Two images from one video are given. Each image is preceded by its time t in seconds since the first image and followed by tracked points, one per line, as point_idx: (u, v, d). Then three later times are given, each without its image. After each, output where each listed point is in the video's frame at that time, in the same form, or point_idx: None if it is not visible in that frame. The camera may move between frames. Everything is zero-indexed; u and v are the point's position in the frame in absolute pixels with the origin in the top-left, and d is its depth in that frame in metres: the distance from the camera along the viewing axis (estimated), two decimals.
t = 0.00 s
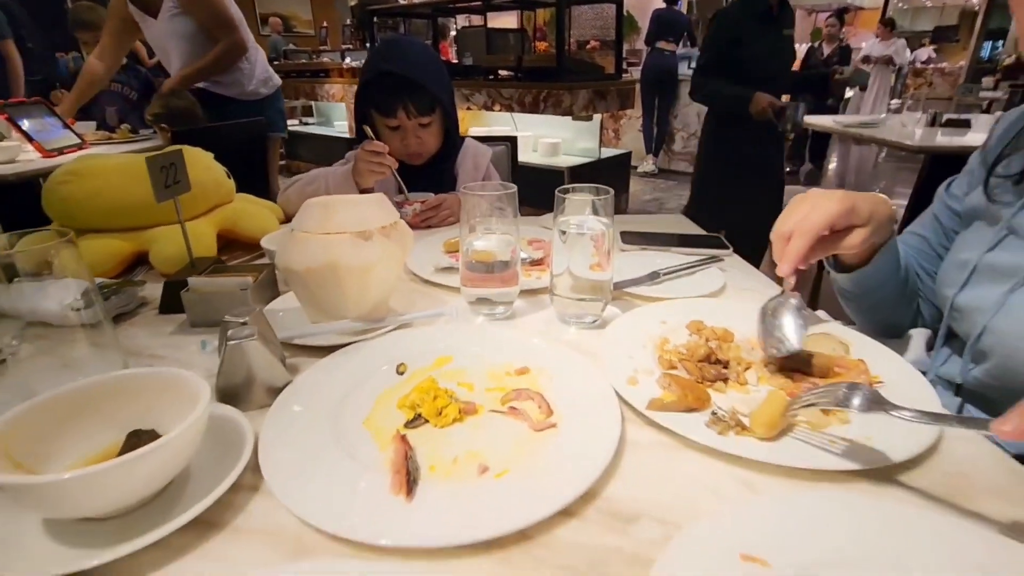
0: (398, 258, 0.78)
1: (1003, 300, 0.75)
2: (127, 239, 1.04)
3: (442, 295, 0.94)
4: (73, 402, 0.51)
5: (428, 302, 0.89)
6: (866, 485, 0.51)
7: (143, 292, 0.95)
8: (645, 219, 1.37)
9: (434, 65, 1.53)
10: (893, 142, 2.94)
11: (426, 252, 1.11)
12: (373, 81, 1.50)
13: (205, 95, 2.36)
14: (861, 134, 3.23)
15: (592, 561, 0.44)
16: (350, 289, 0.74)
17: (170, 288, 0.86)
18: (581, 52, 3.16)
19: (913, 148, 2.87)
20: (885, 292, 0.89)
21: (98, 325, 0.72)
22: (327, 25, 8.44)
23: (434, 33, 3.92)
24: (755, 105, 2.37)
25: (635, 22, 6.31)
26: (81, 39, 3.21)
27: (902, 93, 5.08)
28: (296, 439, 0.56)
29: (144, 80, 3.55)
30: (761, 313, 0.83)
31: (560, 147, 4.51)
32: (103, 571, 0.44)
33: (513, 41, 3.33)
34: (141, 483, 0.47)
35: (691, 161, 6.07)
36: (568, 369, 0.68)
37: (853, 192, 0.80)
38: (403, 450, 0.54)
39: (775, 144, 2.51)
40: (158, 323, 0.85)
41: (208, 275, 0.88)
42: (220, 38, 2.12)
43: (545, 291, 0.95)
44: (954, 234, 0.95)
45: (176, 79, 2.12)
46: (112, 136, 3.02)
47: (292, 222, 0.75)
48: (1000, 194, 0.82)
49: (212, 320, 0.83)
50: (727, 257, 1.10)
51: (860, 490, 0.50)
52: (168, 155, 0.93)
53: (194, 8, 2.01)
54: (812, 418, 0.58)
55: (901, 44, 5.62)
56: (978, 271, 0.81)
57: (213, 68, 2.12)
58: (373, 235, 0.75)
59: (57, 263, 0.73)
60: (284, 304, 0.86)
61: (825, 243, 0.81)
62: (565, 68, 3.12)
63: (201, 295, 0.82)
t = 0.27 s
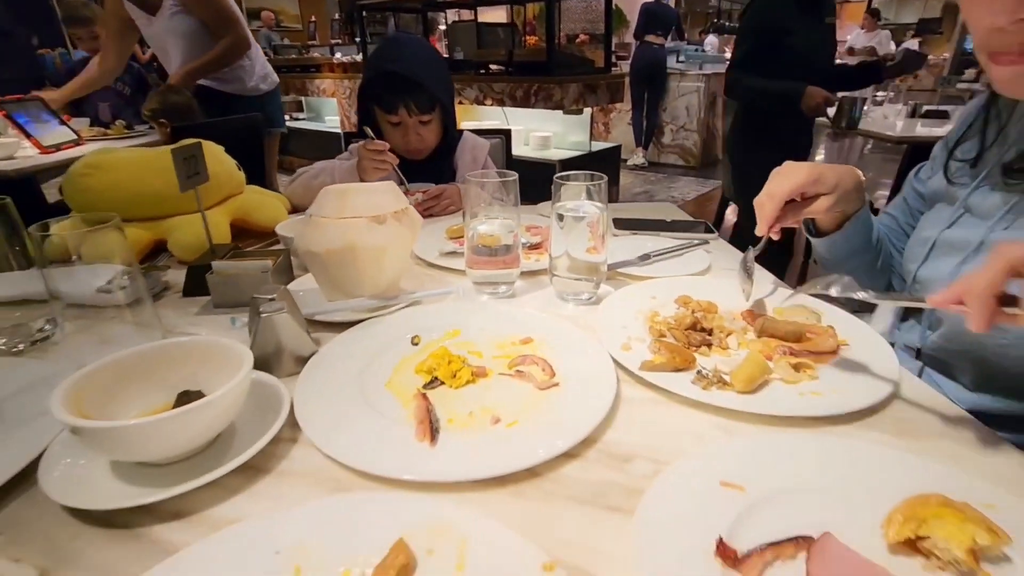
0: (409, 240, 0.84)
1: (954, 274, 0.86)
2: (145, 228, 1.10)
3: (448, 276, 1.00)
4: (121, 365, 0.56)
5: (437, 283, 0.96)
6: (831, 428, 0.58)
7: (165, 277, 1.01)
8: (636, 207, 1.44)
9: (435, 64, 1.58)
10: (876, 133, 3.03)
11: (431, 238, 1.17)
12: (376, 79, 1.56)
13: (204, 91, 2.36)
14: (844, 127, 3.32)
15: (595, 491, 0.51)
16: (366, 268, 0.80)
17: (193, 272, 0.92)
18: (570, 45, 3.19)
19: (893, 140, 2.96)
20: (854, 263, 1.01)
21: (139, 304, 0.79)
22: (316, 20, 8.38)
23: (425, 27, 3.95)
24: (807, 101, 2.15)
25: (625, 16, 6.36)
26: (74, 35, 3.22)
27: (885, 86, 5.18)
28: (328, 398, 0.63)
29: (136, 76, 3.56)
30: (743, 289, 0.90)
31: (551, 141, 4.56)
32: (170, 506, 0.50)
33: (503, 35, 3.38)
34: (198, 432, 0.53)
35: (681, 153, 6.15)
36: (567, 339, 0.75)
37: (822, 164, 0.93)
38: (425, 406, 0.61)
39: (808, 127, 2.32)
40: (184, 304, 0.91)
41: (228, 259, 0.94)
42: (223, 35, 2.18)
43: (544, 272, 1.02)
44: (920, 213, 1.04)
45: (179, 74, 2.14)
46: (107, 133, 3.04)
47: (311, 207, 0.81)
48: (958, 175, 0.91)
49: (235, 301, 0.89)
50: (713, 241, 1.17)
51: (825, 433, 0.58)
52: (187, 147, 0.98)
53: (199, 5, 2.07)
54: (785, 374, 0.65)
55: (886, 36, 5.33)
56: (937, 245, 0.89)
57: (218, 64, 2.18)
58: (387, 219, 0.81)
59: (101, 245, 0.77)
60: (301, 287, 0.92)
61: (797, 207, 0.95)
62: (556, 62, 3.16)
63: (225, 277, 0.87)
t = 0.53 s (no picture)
0: (414, 218, 0.89)
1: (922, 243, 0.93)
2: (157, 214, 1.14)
3: (451, 255, 1.05)
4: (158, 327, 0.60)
5: (441, 260, 1.01)
6: (805, 377, 0.65)
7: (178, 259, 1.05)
8: (627, 191, 1.49)
9: (435, 59, 1.63)
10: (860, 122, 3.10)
11: (432, 222, 1.22)
12: (379, 72, 1.61)
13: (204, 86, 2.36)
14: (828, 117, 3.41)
15: (593, 433, 0.57)
16: (375, 245, 0.86)
17: (208, 252, 0.97)
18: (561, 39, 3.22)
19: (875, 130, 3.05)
20: (835, 239, 1.07)
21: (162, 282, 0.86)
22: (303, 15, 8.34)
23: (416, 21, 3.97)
24: (878, 95, 2.20)
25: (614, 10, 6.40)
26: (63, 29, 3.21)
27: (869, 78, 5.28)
28: (344, 360, 0.68)
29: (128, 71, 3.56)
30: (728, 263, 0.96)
31: (542, 133, 4.60)
32: (210, 450, 0.55)
33: (493, 29, 3.41)
34: (228, 387, 0.58)
35: (671, 146, 6.21)
36: (566, 308, 0.81)
37: (805, 146, 1.01)
38: (436, 363, 0.66)
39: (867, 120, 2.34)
40: (200, 282, 0.95)
41: (241, 238, 0.98)
42: (222, 31, 2.20)
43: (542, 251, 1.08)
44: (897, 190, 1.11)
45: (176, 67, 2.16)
46: (101, 127, 3.04)
47: (321, 188, 0.86)
48: (926, 153, 0.99)
49: (249, 278, 0.94)
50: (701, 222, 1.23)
51: (801, 381, 0.64)
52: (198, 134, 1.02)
53: None
54: (766, 333, 0.71)
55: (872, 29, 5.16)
56: (906, 217, 0.95)
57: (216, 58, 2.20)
58: (394, 199, 0.86)
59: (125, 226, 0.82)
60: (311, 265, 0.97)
61: (785, 188, 1.02)
62: (547, 55, 3.21)
63: (240, 256, 0.92)
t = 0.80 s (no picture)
0: (419, 199, 0.93)
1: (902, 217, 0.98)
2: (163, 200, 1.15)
3: (453, 237, 1.09)
4: (183, 299, 0.64)
5: (444, 241, 1.05)
6: (792, 340, 0.69)
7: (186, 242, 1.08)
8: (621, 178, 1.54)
9: (437, 55, 1.68)
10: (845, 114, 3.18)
11: (432, 206, 1.26)
12: (381, 65, 1.65)
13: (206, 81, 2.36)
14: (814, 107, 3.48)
15: (596, 390, 0.61)
16: (381, 225, 0.89)
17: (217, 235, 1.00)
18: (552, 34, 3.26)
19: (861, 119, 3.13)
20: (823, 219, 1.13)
21: (178, 262, 0.89)
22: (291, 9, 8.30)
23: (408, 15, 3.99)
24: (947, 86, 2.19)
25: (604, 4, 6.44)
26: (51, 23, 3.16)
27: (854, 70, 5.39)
28: (359, 328, 0.72)
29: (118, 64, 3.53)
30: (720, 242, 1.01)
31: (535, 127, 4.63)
32: (237, 408, 0.59)
33: (484, 24, 3.38)
34: (251, 352, 0.61)
35: (661, 140, 6.26)
36: (566, 281, 0.85)
37: (797, 130, 1.05)
38: (446, 331, 0.70)
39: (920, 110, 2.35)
40: (210, 264, 0.98)
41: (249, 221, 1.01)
42: (224, 24, 2.23)
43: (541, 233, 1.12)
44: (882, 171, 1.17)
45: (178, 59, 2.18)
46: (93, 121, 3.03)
47: (328, 170, 0.89)
48: (905, 135, 1.09)
49: (258, 259, 0.97)
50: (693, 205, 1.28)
51: (789, 342, 0.68)
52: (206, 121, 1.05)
53: None
54: (755, 301, 0.76)
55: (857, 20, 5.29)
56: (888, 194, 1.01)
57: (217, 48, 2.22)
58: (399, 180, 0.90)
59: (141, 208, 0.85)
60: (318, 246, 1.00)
61: (778, 171, 1.07)
62: (538, 49, 3.25)
63: (249, 237, 0.95)
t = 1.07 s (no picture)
0: (423, 177, 0.95)
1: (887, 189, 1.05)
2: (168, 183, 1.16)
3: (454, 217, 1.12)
4: (202, 265, 0.66)
5: (448, 221, 1.08)
6: (784, 303, 0.72)
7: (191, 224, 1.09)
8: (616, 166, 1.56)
9: (438, 45, 1.70)
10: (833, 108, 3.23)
11: (433, 190, 1.29)
12: (383, 53, 1.67)
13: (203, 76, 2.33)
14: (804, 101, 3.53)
15: (601, 348, 0.64)
16: (387, 200, 0.92)
17: (224, 216, 1.02)
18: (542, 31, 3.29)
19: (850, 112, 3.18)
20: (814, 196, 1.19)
21: (184, 242, 0.90)
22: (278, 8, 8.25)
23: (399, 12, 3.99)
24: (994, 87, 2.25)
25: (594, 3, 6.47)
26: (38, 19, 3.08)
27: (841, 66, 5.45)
28: (375, 294, 0.75)
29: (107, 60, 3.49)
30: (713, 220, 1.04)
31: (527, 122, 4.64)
32: (256, 367, 0.61)
33: (475, 20, 3.36)
34: (269, 315, 0.64)
35: (652, 136, 6.31)
36: (567, 254, 0.88)
37: (788, 110, 1.08)
38: (454, 296, 0.73)
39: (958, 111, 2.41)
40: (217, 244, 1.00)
41: (254, 202, 1.03)
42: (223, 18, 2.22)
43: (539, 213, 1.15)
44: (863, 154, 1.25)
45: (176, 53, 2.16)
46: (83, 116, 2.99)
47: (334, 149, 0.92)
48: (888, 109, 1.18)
49: (264, 238, 0.99)
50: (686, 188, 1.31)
51: (781, 304, 0.72)
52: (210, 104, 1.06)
53: None
54: (748, 269, 0.80)
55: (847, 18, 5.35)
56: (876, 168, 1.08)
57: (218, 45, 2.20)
58: (404, 157, 0.92)
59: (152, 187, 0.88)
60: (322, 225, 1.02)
61: (771, 149, 1.11)
62: (530, 45, 3.26)
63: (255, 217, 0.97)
